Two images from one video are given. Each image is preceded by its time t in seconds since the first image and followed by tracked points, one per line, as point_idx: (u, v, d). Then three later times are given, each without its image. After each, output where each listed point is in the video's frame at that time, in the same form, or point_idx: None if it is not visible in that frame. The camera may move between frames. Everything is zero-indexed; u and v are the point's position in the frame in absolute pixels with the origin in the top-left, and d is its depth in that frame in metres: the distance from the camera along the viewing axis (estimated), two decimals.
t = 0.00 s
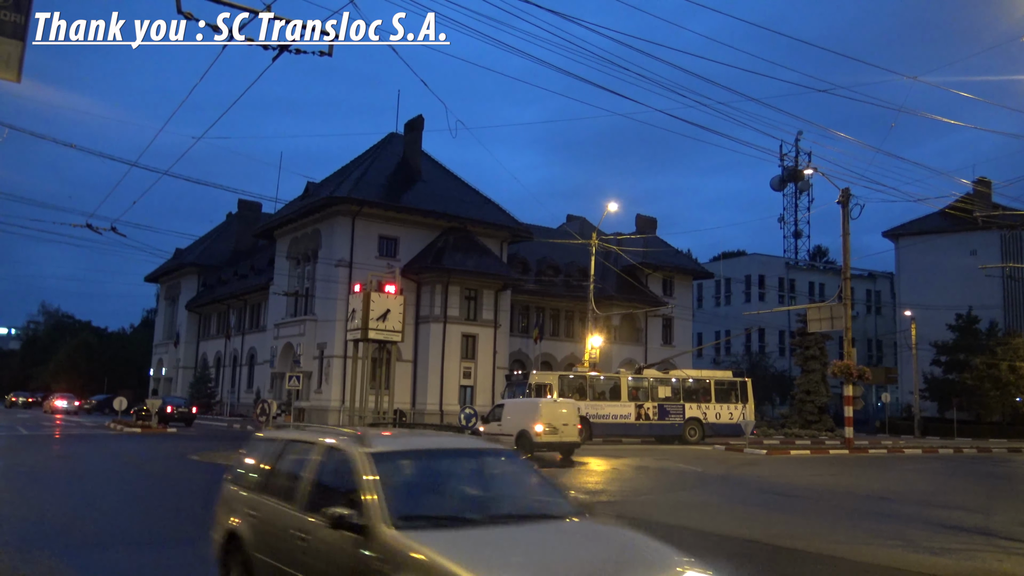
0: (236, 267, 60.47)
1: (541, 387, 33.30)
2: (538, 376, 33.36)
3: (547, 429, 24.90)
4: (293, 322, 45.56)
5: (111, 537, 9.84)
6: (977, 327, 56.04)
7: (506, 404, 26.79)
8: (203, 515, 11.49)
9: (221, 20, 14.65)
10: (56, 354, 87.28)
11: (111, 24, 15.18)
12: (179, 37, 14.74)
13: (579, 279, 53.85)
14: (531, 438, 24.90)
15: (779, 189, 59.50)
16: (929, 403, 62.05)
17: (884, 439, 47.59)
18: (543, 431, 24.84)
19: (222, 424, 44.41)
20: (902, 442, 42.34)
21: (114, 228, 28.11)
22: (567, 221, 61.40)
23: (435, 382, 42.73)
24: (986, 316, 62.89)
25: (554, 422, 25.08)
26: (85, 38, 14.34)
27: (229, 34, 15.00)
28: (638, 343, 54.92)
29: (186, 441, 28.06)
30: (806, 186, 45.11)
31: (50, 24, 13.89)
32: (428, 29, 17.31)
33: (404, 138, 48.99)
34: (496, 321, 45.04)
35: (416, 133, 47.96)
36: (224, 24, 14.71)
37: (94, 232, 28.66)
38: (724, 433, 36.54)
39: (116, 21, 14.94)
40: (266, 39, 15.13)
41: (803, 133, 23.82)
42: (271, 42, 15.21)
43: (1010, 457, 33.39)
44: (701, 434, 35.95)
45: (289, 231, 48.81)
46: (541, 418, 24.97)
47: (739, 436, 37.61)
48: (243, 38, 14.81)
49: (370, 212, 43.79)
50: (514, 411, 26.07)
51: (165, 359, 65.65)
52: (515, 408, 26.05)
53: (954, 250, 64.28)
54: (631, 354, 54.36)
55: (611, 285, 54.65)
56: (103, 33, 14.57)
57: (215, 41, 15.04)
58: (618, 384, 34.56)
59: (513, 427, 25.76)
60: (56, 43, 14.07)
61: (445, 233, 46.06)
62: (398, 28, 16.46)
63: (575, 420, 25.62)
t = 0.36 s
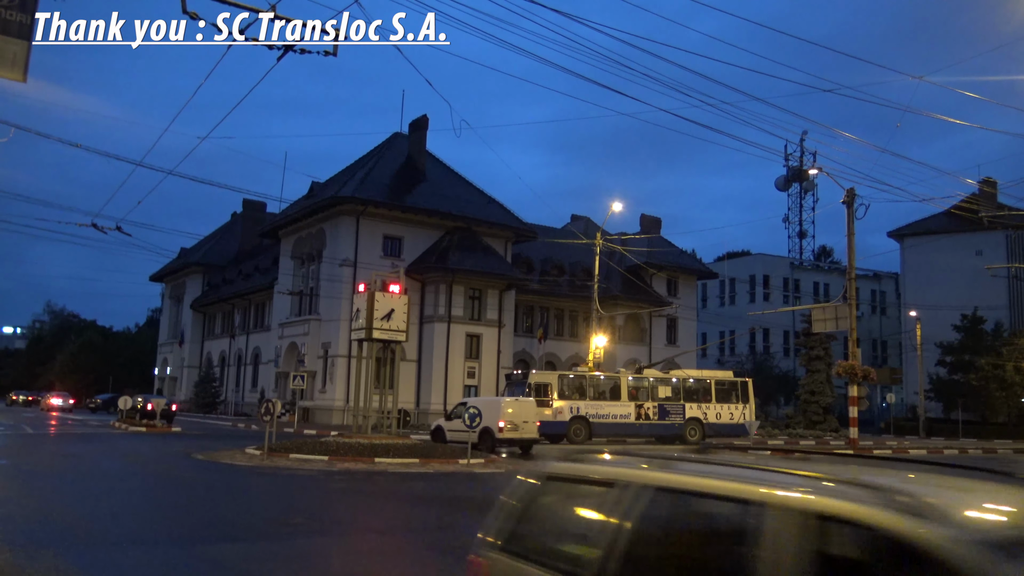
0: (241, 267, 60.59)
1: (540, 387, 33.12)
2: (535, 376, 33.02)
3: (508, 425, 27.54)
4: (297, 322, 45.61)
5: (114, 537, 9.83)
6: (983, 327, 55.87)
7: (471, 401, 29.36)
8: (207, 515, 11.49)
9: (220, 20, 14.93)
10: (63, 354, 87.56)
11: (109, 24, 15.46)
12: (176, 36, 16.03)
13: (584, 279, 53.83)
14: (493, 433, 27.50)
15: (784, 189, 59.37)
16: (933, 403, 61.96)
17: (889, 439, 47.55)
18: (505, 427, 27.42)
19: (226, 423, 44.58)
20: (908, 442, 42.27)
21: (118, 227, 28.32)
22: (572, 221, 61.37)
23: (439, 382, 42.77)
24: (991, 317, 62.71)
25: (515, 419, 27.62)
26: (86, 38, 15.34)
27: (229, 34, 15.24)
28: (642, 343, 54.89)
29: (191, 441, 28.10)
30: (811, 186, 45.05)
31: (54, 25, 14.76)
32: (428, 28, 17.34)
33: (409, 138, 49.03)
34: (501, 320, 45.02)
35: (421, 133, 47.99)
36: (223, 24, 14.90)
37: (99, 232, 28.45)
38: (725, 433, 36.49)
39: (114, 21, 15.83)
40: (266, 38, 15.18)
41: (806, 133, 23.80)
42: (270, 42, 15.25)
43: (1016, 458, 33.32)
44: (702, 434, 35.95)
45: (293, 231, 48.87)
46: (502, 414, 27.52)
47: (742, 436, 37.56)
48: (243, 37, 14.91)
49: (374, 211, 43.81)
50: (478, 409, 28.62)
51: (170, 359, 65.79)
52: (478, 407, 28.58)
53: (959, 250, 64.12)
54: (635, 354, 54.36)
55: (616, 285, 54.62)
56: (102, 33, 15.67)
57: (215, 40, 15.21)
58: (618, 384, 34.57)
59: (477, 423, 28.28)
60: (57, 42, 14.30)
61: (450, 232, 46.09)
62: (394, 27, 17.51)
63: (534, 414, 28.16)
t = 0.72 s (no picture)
0: (245, 266, 60.65)
1: (538, 386, 33.09)
2: (533, 375, 33.00)
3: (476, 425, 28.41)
4: (301, 321, 45.66)
5: (117, 535, 9.86)
6: (988, 327, 55.69)
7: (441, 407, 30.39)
8: (211, 514, 11.52)
9: (220, 20, 15.02)
10: (67, 352, 87.72)
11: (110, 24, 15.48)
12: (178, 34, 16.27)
13: (588, 279, 53.79)
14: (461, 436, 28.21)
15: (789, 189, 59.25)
16: (938, 404, 61.83)
17: (893, 439, 47.47)
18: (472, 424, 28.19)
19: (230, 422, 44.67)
20: (912, 443, 42.17)
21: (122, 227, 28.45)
22: (575, 221, 61.34)
23: (443, 381, 42.79)
24: (996, 317, 62.49)
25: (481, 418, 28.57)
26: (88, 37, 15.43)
27: (228, 34, 15.26)
28: (646, 343, 54.86)
29: (196, 440, 28.14)
30: (815, 186, 44.98)
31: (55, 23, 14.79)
32: (428, 28, 17.33)
33: (412, 138, 49.05)
34: (504, 320, 45.01)
35: (425, 132, 48.02)
36: (223, 24, 14.97)
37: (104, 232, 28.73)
38: (723, 433, 36.39)
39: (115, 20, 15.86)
40: (265, 39, 15.18)
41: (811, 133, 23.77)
42: (270, 41, 15.24)
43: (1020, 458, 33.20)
44: (699, 434, 35.89)
45: (297, 230, 48.92)
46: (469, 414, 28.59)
47: (740, 436, 37.50)
48: (243, 37, 14.93)
49: (378, 211, 43.82)
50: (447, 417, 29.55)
51: (174, 358, 65.89)
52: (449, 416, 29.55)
53: (964, 250, 63.91)
54: (638, 354, 54.35)
55: (620, 285, 54.55)
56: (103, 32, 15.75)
57: (216, 40, 15.23)
58: (614, 384, 34.54)
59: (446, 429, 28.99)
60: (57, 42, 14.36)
61: (454, 232, 46.09)
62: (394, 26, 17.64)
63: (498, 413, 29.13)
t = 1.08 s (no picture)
0: (249, 266, 60.76)
1: (531, 385, 33.33)
2: (526, 374, 33.28)
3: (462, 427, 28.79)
4: (305, 321, 45.74)
5: (122, 534, 9.89)
6: (992, 327, 55.57)
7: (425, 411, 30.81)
8: (216, 513, 11.56)
9: (220, 21, 15.11)
10: (72, 351, 87.97)
11: (110, 24, 15.53)
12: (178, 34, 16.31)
13: (591, 279, 53.79)
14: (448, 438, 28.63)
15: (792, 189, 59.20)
16: (942, 404, 61.77)
17: (897, 439, 47.47)
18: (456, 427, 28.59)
19: (234, 422, 44.69)
20: (916, 443, 42.15)
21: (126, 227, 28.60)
22: (579, 221, 61.38)
23: (447, 381, 42.82)
24: (1000, 317, 62.33)
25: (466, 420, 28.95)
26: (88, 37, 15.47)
27: (228, 34, 15.32)
28: (649, 342, 54.87)
29: (199, 439, 28.22)
30: (819, 186, 44.92)
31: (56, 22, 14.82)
32: (428, 29, 17.38)
33: (416, 138, 49.11)
34: (508, 320, 45.04)
35: (428, 132, 48.07)
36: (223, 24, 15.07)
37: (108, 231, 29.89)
38: (720, 433, 36.30)
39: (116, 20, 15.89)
40: (264, 39, 15.26)
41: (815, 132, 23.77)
42: (271, 41, 15.31)
43: None
44: (694, 434, 35.82)
45: (300, 230, 49.01)
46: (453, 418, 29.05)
47: (737, 435, 37.45)
48: (243, 37, 15.02)
49: (381, 210, 43.87)
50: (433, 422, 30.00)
51: (178, 357, 66.02)
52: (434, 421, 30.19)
53: (968, 250, 63.79)
54: (642, 354, 54.36)
55: (623, 284, 54.54)
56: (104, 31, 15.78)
57: (216, 40, 15.29)
58: (608, 383, 34.56)
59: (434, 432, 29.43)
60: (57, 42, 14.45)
61: (457, 232, 46.12)
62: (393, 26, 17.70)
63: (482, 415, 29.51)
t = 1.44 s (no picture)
0: (253, 265, 60.83)
1: (522, 383, 33.27)
2: (518, 373, 33.20)
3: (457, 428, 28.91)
4: (309, 320, 45.81)
5: (129, 534, 9.89)
6: (997, 327, 55.43)
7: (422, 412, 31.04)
8: (222, 513, 11.56)
9: (220, 20, 15.09)
10: (77, 350, 88.18)
11: (109, 24, 15.55)
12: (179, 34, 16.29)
13: (595, 278, 53.75)
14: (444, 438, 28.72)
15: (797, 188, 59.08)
16: (947, 404, 61.67)
17: (902, 439, 47.42)
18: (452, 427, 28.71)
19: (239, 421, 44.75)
20: (920, 442, 42.06)
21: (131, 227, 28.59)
22: (583, 220, 61.37)
23: (451, 381, 42.81)
24: (1005, 316, 62.16)
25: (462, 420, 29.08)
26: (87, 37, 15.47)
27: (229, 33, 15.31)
28: (654, 342, 54.84)
29: (203, 438, 28.23)
30: (823, 185, 44.81)
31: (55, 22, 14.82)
32: (428, 29, 17.38)
33: (420, 137, 49.12)
34: (512, 319, 45.05)
35: (433, 132, 48.09)
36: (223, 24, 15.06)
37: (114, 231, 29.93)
38: (713, 432, 36.32)
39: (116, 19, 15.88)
40: (264, 38, 15.27)
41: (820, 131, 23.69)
42: (271, 41, 15.32)
43: None
44: (687, 433, 35.77)
45: (305, 229, 49.07)
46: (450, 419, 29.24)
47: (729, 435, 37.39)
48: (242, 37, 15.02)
49: (386, 210, 43.89)
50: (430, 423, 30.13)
51: (183, 356, 66.11)
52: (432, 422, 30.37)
53: (974, 249, 63.62)
54: (646, 353, 54.33)
55: (627, 284, 54.47)
56: (104, 31, 15.78)
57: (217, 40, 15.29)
58: (601, 382, 34.46)
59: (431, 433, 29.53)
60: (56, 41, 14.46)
61: (461, 231, 46.13)
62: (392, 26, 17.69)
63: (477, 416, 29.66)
